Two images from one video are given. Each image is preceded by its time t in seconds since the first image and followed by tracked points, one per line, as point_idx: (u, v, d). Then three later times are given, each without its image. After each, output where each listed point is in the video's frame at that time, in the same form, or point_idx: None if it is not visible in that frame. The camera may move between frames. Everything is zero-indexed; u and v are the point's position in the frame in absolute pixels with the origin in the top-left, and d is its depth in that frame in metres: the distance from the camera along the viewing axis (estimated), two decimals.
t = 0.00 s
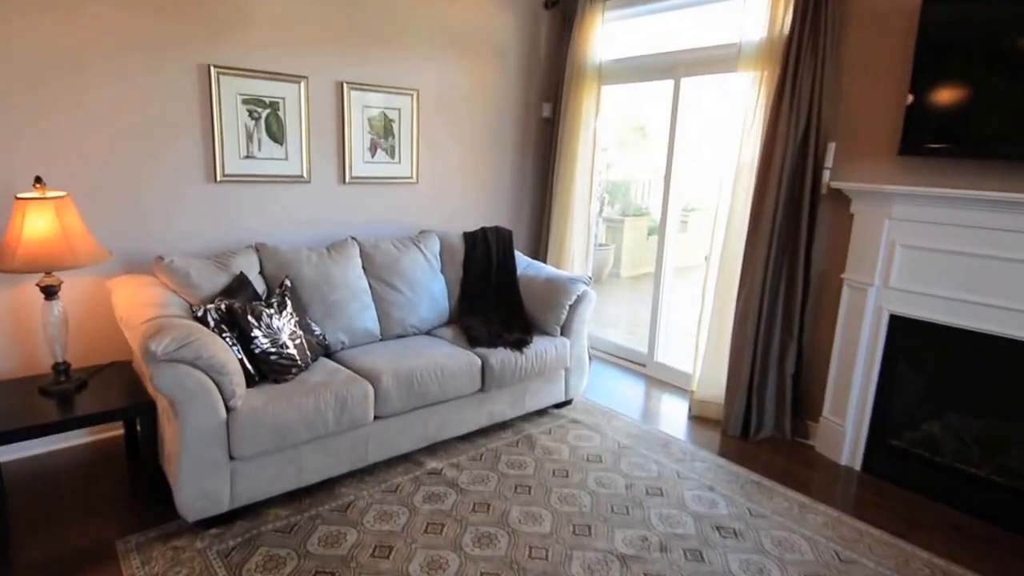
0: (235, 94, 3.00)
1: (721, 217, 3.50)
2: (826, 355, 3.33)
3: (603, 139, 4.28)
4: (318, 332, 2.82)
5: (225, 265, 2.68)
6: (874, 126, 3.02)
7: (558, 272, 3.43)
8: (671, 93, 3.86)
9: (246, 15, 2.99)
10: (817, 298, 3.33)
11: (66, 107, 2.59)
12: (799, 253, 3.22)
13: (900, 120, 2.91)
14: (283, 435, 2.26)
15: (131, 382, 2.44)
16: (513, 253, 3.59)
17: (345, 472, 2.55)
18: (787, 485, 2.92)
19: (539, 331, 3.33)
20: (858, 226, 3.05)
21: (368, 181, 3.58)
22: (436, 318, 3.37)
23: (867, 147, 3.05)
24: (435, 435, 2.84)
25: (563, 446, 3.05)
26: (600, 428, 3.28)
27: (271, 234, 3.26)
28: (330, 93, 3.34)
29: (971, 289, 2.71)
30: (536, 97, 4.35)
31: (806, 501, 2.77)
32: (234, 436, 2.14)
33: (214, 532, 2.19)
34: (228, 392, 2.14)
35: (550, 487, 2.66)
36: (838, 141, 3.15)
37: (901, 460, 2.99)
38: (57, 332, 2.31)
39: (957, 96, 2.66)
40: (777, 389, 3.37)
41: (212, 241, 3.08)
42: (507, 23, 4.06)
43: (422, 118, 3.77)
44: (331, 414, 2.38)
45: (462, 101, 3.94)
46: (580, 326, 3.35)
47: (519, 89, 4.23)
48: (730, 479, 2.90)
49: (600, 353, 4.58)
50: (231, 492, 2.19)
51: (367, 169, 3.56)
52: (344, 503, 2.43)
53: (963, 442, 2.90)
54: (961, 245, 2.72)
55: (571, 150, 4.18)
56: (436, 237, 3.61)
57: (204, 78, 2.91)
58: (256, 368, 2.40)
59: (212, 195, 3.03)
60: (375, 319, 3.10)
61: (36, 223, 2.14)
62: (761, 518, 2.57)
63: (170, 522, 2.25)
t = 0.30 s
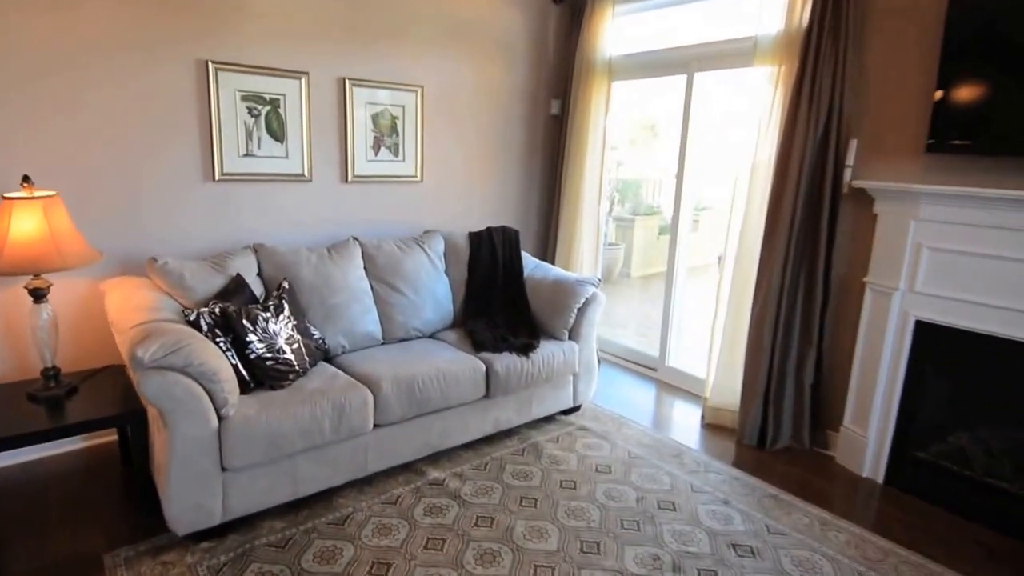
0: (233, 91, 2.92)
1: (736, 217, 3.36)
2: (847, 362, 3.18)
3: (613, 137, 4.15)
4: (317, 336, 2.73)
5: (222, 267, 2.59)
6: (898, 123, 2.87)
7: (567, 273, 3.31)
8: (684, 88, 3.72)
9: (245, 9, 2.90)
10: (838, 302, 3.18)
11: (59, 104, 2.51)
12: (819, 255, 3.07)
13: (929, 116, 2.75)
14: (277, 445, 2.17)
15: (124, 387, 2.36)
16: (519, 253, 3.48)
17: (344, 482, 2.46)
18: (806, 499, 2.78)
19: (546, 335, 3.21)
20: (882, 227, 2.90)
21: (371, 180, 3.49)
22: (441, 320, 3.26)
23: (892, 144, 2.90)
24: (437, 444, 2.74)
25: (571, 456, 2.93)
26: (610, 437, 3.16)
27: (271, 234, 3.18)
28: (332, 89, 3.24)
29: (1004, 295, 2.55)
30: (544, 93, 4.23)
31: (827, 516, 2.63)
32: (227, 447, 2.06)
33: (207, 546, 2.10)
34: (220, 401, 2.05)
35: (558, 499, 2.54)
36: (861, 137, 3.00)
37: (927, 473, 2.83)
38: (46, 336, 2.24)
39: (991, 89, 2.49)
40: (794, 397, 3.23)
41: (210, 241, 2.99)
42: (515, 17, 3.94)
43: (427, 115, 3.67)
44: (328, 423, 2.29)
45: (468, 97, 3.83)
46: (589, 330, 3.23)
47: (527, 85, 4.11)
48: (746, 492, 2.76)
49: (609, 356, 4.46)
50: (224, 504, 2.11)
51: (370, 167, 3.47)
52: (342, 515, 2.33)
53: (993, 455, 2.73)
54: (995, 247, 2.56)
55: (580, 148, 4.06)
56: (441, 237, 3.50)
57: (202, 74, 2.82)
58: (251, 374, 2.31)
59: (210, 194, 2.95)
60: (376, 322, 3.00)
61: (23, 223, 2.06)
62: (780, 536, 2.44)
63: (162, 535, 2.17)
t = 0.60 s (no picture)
0: (228, 87, 2.83)
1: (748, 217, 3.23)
2: (864, 369, 3.04)
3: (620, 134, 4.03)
4: (313, 340, 2.64)
5: (214, 269, 2.50)
6: (919, 118, 2.73)
7: (572, 275, 3.20)
8: (694, 83, 3.59)
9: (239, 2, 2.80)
10: (855, 305, 3.05)
11: (47, 101, 2.42)
12: (836, 256, 2.93)
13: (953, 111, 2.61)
14: (268, 456, 2.08)
15: (112, 393, 2.28)
16: (523, 254, 3.37)
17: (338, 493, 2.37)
18: (822, 514, 2.65)
19: (550, 339, 3.10)
20: (903, 228, 2.76)
21: (371, 179, 3.39)
22: (442, 323, 3.16)
23: (913, 140, 2.76)
24: (437, 453, 2.64)
25: (575, 466, 2.82)
26: (616, 445, 3.05)
27: (267, 234, 3.09)
28: (330, 85, 3.15)
29: None
30: (550, 89, 4.12)
31: (845, 533, 2.50)
32: (214, 458, 1.98)
33: (194, 562, 2.02)
34: (207, 411, 1.96)
35: (561, 513, 2.44)
36: (881, 134, 2.86)
37: (950, 487, 2.69)
38: (31, 341, 2.16)
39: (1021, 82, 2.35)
40: (809, 405, 3.10)
41: (205, 241, 2.91)
42: (519, 11, 3.82)
43: (428, 112, 3.56)
44: (321, 433, 2.20)
45: (471, 93, 3.72)
46: (594, 334, 3.12)
47: (531, 81, 3.99)
48: (759, 506, 2.64)
49: (616, 359, 4.34)
50: (212, 517, 2.03)
51: (369, 165, 3.37)
52: (336, 529, 2.24)
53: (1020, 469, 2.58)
54: None
55: (586, 145, 3.94)
56: (442, 238, 3.40)
57: (195, 70, 2.73)
58: (242, 382, 2.22)
59: (204, 193, 2.86)
60: (375, 325, 2.91)
61: (6, 224, 1.98)
62: (795, 554, 2.31)
63: (149, 549, 2.08)
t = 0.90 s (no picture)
0: (217, 82, 2.72)
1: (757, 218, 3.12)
2: (878, 376, 2.93)
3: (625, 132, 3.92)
4: (306, 346, 2.53)
5: (202, 271, 2.40)
6: (937, 116, 2.62)
7: (574, 278, 3.09)
8: (701, 79, 3.47)
9: None
10: (869, 310, 2.94)
11: (28, 96, 2.33)
12: (849, 259, 2.82)
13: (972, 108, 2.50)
14: (256, 470, 1.98)
15: (94, 402, 2.18)
16: (524, 256, 3.27)
17: (331, 507, 2.27)
18: (834, 528, 2.54)
19: (552, 344, 3.00)
20: (920, 230, 2.65)
21: (367, 177, 3.28)
22: (440, 327, 3.06)
23: (931, 139, 2.64)
24: (434, 464, 2.53)
25: (578, 476, 2.72)
26: (620, 454, 2.94)
27: (260, 235, 2.99)
28: (325, 80, 3.04)
29: None
30: (552, 86, 4.01)
31: (859, 549, 2.39)
32: (199, 472, 1.88)
33: None
34: (190, 423, 1.86)
35: (564, 528, 2.33)
36: (897, 132, 2.74)
37: (968, 501, 2.58)
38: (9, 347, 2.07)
39: None
40: (820, 413, 2.99)
41: (195, 242, 2.81)
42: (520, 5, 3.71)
43: (427, 109, 3.46)
44: (313, 444, 2.09)
45: (471, 89, 3.62)
46: (597, 339, 3.01)
47: (533, 77, 3.88)
48: (769, 520, 2.53)
49: (619, 362, 4.24)
50: (196, 534, 1.93)
51: (366, 163, 3.27)
52: (327, 545, 2.13)
53: None
54: None
55: (589, 144, 3.83)
56: (441, 238, 3.29)
57: (183, 64, 2.63)
58: (229, 390, 2.12)
59: (193, 192, 2.76)
60: (371, 330, 2.80)
61: None
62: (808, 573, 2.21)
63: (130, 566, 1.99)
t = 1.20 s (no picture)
0: (203, 75, 2.60)
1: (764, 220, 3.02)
2: (889, 383, 2.84)
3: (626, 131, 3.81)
4: (295, 352, 2.42)
5: (185, 274, 2.29)
6: (953, 114, 2.52)
7: (576, 281, 2.98)
8: (707, 77, 3.37)
9: None
10: (879, 315, 2.84)
11: None
12: (860, 263, 2.73)
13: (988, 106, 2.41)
14: (240, 486, 1.87)
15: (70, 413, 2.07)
16: (524, 258, 3.16)
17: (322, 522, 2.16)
18: (845, 542, 2.45)
19: (552, 349, 2.89)
20: (935, 233, 2.55)
21: (361, 176, 3.17)
22: (436, 332, 2.95)
23: (946, 139, 2.55)
24: (429, 476, 2.43)
25: (580, 488, 2.61)
26: (623, 464, 2.84)
27: (249, 235, 2.87)
28: (317, 74, 2.92)
29: None
30: (552, 82, 3.90)
31: (871, 564, 2.30)
32: (178, 489, 1.76)
33: None
34: (168, 437, 1.74)
35: (565, 543, 2.23)
36: (911, 131, 2.65)
37: (982, 513, 2.49)
38: None
39: None
40: (828, 421, 2.90)
41: (180, 243, 2.69)
42: None
43: (424, 105, 3.34)
44: (301, 458, 1.98)
45: (468, 85, 3.50)
46: (599, 344, 2.91)
47: (533, 73, 3.78)
48: (778, 534, 2.44)
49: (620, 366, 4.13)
50: (177, 555, 1.82)
51: (360, 161, 3.15)
52: (317, 563, 2.02)
53: None
54: None
55: (590, 142, 3.73)
56: (438, 240, 3.18)
57: (167, 56, 2.51)
58: (212, 401, 2.00)
59: (178, 190, 2.64)
60: (364, 335, 2.69)
61: None
62: None
63: None
